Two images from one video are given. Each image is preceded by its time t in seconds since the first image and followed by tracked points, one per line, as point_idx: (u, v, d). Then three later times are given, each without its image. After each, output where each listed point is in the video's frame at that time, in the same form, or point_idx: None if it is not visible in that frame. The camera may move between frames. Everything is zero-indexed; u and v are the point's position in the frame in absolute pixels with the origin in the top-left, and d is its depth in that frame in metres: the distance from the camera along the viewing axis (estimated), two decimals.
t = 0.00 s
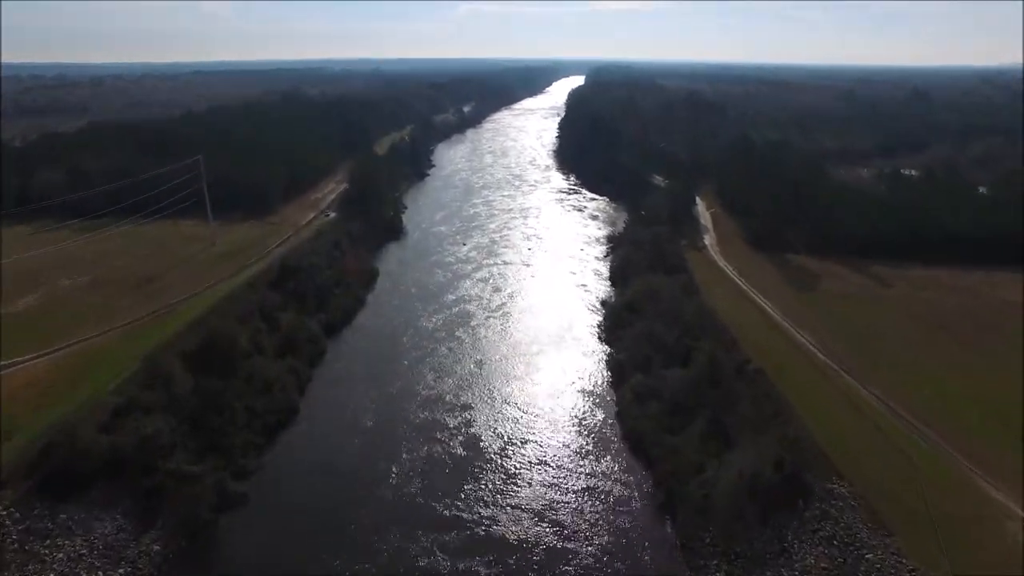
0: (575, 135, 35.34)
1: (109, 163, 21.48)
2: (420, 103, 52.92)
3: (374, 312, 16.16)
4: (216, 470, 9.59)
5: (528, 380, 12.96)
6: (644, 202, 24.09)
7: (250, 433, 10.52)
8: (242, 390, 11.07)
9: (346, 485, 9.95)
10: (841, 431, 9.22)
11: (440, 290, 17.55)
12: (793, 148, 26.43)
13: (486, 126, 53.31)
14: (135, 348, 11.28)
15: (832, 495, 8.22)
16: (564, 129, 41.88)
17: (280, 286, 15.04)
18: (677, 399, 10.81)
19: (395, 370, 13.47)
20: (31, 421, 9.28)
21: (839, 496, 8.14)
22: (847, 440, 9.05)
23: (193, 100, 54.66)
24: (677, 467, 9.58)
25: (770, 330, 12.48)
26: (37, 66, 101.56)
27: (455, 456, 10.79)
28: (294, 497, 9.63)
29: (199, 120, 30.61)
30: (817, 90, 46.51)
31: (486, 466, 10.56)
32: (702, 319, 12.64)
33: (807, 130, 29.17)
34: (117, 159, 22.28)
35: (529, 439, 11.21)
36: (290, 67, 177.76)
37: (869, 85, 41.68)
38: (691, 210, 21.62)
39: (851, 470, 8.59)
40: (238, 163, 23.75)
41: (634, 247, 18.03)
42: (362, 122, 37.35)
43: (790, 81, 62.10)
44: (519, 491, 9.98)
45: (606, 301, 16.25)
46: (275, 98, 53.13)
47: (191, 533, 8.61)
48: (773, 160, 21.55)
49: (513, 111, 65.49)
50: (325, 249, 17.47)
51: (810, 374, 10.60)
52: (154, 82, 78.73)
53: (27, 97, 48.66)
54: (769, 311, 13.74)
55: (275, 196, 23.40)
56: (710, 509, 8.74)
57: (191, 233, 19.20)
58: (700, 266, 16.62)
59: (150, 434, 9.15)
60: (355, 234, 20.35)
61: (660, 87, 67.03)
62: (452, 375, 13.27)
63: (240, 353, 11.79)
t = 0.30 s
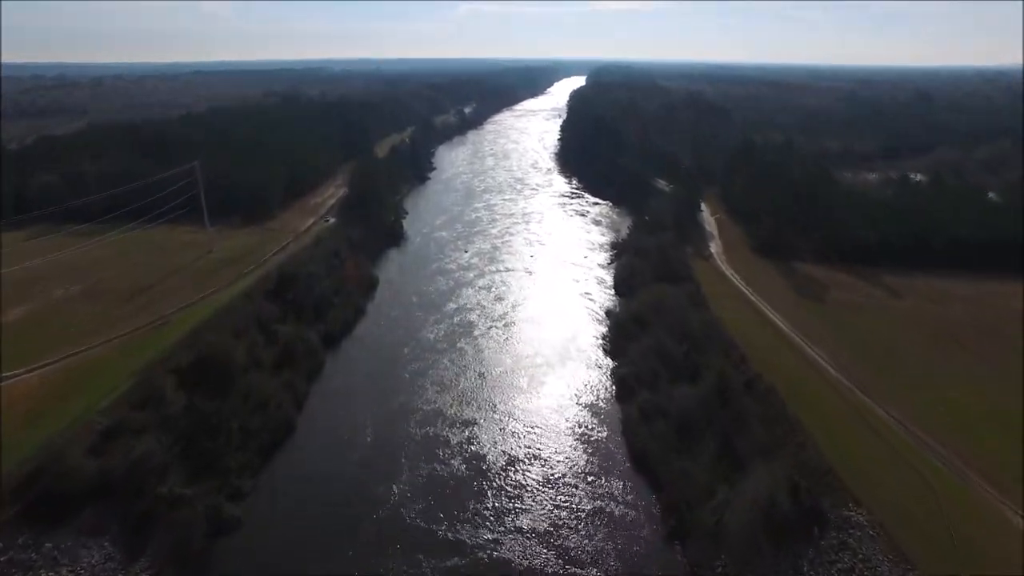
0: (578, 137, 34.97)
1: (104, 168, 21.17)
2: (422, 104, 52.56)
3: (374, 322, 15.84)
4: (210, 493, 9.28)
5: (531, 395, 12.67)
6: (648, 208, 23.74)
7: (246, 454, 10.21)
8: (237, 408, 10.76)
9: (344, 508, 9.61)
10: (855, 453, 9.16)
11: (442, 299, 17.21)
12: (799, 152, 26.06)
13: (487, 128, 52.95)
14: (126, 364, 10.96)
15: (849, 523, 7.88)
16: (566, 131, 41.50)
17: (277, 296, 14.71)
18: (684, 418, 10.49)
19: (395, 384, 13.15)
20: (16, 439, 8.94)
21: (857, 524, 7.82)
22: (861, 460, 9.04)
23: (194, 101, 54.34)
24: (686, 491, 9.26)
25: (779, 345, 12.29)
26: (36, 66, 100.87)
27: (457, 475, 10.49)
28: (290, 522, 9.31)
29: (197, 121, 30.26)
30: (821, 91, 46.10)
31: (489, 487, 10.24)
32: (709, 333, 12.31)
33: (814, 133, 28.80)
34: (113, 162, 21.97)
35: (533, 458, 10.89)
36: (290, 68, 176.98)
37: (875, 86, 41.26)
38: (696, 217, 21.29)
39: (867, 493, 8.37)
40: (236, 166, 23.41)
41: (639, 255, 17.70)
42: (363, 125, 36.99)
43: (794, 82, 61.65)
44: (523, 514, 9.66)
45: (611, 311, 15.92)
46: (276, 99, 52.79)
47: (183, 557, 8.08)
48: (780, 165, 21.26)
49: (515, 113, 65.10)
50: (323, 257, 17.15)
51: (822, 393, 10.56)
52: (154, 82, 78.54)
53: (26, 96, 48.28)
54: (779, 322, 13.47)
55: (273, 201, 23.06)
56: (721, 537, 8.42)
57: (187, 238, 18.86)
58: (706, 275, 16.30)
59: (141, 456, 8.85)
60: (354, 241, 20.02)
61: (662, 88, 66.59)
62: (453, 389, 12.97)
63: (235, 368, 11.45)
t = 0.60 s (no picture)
0: (580, 139, 34.62)
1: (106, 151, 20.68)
2: (422, 105, 52.22)
3: (375, 333, 15.54)
4: (204, 519, 8.97)
5: (536, 413, 12.38)
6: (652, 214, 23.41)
7: (241, 476, 9.91)
8: (233, 428, 10.45)
9: (344, 533, 9.31)
10: (868, 472, 8.88)
11: (443, 309, 16.90)
12: (803, 157, 25.72)
13: (488, 129, 52.60)
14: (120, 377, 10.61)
15: (869, 555, 7.57)
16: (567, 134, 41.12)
17: (274, 308, 14.39)
18: (695, 439, 10.16)
19: (395, 400, 12.81)
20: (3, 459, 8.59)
21: (878, 557, 7.50)
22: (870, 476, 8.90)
23: (192, 103, 53.95)
24: (697, 518, 8.94)
25: (786, 358, 11.97)
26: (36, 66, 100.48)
27: (460, 497, 10.20)
28: (288, 549, 9.01)
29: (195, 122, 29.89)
30: (825, 91, 45.64)
31: (493, 509, 9.93)
32: (719, 348, 11.97)
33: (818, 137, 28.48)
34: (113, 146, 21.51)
35: (538, 479, 10.58)
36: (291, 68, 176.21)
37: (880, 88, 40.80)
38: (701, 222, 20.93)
39: (884, 521, 8.05)
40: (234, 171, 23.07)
41: (643, 264, 17.39)
42: (362, 127, 36.63)
43: (797, 83, 61.17)
44: (528, 539, 9.35)
45: (615, 322, 15.61)
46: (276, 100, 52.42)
47: None
48: (786, 169, 20.94)
49: (516, 114, 64.73)
50: (322, 265, 16.82)
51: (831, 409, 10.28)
52: (153, 82, 78.13)
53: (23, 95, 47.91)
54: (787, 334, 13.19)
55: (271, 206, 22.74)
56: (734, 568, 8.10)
57: (183, 246, 18.49)
58: (712, 286, 15.94)
59: (132, 481, 8.52)
60: (354, 248, 19.70)
61: (664, 89, 66.14)
62: (455, 406, 12.69)
63: (232, 385, 11.14)
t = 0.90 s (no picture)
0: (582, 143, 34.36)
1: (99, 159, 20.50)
2: (423, 108, 51.99)
3: (375, 343, 15.25)
4: (197, 543, 8.71)
5: (540, 427, 12.09)
6: (656, 220, 23.11)
7: (236, 497, 9.64)
8: (228, 447, 10.18)
9: (342, 555, 9.03)
10: (882, 491, 8.56)
11: (444, 317, 16.61)
12: (808, 162, 25.46)
13: (490, 132, 52.36)
14: (111, 393, 10.33)
15: None
16: (569, 137, 40.81)
17: (272, 319, 14.11)
18: (703, 458, 9.87)
19: (395, 414, 12.50)
20: None
21: None
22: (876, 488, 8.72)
23: (191, 106, 53.70)
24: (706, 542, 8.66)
25: (795, 369, 11.64)
26: (35, 69, 100.34)
27: (462, 515, 9.93)
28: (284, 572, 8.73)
29: (193, 126, 29.64)
30: (828, 94, 45.35)
31: (496, 529, 9.65)
32: (728, 362, 11.68)
33: (823, 142, 28.21)
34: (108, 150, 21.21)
35: (543, 497, 10.29)
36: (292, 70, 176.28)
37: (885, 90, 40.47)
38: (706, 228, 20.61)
39: (895, 536, 7.83)
40: (232, 176, 22.80)
41: (648, 272, 17.11)
42: (363, 131, 36.35)
43: (800, 86, 60.89)
44: (533, 561, 9.07)
45: (620, 332, 15.33)
46: (276, 103, 52.27)
47: None
48: (791, 175, 20.66)
49: (518, 116, 64.50)
50: (321, 274, 16.54)
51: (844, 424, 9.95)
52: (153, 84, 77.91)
53: (22, 98, 47.73)
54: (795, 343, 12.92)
55: (270, 212, 22.47)
56: None
57: (179, 252, 18.18)
58: (717, 295, 15.59)
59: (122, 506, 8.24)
60: (354, 256, 19.43)
61: (666, 91, 65.85)
62: (457, 419, 12.42)
63: (227, 401, 10.86)
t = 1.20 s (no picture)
0: (584, 145, 34.03)
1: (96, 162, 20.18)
2: (423, 109, 51.72)
3: (375, 354, 14.93)
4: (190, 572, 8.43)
5: (545, 444, 11.80)
6: (660, 226, 22.79)
7: (231, 520, 9.36)
8: (223, 468, 9.88)
9: None
10: (899, 510, 8.21)
11: (446, 327, 16.31)
12: (814, 167, 25.16)
13: (490, 133, 52.09)
14: (104, 410, 10.05)
15: None
16: (571, 139, 40.48)
17: (270, 331, 13.79)
18: (714, 480, 9.56)
19: (396, 430, 12.18)
20: None
21: None
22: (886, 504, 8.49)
23: (191, 106, 53.51)
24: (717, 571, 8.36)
25: (806, 385, 11.32)
26: (36, 67, 100.30)
27: (466, 536, 9.65)
28: None
29: (191, 128, 29.31)
30: (832, 95, 44.99)
31: (500, 552, 9.36)
32: (738, 378, 11.36)
33: (829, 146, 27.93)
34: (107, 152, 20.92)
35: (548, 519, 10.00)
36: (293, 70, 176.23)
37: (889, 93, 40.12)
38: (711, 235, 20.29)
39: (912, 559, 7.58)
40: (231, 180, 22.49)
41: (654, 281, 16.80)
42: (362, 133, 36.04)
43: (802, 87, 60.56)
44: None
45: (625, 344, 15.02)
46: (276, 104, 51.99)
47: None
48: (798, 180, 20.34)
49: (519, 116, 64.22)
50: (321, 283, 16.22)
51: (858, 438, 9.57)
52: (153, 83, 77.76)
53: (21, 97, 47.52)
54: (804, 355, 12.66)
55: (268, 216, 22.15)
56: None
57: (175, 259, 17.85)
58: (724, 306, 15.27)
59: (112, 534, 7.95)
60: (354, 263, 19.13)
61: (668, 92, 65.50)
62: (459, 434, 12.14)
63: (223, 419, 10.57)
